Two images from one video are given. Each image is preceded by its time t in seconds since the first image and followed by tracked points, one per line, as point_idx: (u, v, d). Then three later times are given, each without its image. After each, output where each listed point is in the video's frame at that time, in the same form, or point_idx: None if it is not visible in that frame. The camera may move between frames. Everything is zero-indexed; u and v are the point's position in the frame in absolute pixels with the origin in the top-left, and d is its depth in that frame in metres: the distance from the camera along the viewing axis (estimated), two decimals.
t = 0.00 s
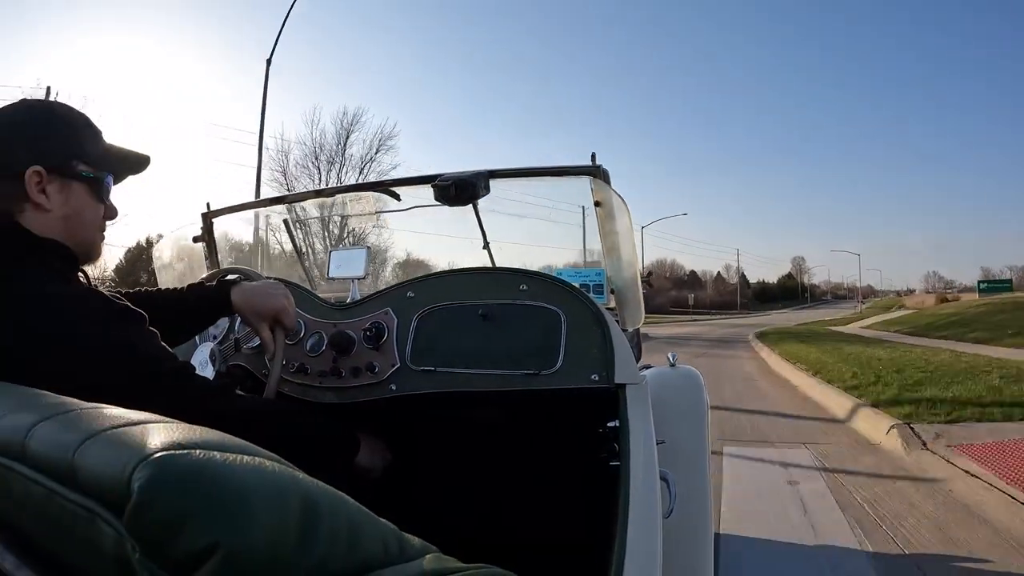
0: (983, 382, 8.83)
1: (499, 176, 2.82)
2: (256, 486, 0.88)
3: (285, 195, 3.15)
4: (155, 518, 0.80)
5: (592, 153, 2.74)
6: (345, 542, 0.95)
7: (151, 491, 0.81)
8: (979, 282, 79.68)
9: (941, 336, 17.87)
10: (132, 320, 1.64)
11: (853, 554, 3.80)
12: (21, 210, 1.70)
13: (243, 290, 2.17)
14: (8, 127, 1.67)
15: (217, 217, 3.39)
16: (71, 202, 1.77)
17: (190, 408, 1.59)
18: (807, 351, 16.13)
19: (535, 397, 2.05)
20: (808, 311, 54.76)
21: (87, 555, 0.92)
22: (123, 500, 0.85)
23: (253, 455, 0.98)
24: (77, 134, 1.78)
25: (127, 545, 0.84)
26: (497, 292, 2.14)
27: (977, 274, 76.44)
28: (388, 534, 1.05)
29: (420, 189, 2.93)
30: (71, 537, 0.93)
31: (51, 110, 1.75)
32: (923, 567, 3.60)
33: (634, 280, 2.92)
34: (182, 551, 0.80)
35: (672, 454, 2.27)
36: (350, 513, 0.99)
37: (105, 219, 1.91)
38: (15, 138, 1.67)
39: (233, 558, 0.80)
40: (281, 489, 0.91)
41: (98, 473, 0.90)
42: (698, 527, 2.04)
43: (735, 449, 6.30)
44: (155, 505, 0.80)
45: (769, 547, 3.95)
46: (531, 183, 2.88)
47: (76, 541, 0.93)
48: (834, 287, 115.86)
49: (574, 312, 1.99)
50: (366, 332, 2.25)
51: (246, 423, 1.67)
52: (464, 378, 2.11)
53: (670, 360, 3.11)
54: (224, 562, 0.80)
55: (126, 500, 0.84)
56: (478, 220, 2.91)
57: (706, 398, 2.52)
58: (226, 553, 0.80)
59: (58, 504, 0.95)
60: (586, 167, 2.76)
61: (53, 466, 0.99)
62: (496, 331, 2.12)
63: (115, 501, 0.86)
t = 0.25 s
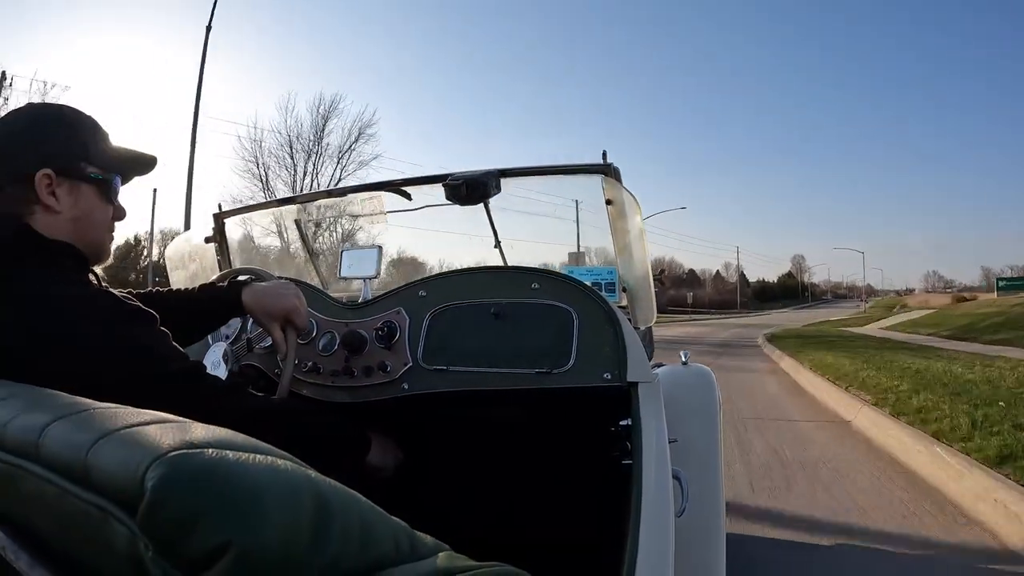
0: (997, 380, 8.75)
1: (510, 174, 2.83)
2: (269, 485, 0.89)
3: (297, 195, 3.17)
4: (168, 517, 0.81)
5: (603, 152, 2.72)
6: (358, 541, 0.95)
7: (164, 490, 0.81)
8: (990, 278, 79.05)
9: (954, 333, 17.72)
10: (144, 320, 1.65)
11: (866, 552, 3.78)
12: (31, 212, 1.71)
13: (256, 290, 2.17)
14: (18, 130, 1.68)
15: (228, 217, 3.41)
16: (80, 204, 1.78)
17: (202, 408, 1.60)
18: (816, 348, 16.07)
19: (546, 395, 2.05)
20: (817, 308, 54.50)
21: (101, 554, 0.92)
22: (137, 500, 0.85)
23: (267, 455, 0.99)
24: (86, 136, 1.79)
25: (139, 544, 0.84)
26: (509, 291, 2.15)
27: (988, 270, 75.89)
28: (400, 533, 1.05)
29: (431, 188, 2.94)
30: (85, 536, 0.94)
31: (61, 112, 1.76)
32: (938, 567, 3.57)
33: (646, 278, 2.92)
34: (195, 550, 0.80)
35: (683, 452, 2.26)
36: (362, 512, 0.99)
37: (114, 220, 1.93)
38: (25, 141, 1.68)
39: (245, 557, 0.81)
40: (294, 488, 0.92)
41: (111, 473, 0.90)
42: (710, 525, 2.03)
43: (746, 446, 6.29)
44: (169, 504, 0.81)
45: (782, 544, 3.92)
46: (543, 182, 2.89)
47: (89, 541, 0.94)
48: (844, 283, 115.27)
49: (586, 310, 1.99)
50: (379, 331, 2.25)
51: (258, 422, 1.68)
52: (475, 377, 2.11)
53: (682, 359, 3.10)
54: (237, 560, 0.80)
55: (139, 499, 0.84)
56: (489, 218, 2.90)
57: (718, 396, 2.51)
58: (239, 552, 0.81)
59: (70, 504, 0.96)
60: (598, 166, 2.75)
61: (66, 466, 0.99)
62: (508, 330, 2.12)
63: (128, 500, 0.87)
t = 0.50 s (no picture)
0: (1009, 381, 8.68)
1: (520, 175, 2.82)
2: (279, 484, 0.89)
3: (307, 196, 3.17)
4: (178, 516, 0.81)
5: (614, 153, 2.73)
6: (368, 540, 0.95)
7: (175, 489, 0.82)
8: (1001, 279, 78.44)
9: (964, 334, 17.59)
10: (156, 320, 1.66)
11: (878, 553, 3.76)
12: (44, 213, 1.73)
13: (267, 289, 2.18)
14: (31, 132, 1.70)
15: (239, 218, 3.41)
16: (93, 205, 1.80)
17: (213, 408, 1.61)
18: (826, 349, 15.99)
19: (556, 395, 2.05)
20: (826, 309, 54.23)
21: (112, 553, 0.93)
22: (148, 499, 0.85)
23: (278, 454, 0.99)
24: (98, 138, 1.80)
25: (150, 543, 0.85)
26: (520, 292, 2.15)
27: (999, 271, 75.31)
28: (411, 533, 1.05)
29: (442, 189, 2.94)
30: (98, 535, 0.94)
31: (72, 114, 1.77)
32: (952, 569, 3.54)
33: (657, 279, 2.88)
34: (206, 549, 0.81)
35: (694, 453, 2.25)
36: (372, 512, 1.00)
37: (126, 221, 1.94)
38: (37, 144, 1.70)
39: (256, 556, 0.81)
40: (304, 487, 0.92)
41: (122, 473, 0.91)
42: (720, 527, 2.03)
43: (755, 447, 6.27)
44: (179, 503, 0.81)
45: (794, 545, 3.90)
46: (555, 182, 2.89)
47: (101, 539, 0.94)
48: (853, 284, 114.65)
49: (597, 311, 1.99)
50: (389, 332, 2.26)
51: (269, 421, 1.68)
52: (485, 377, 2.12)
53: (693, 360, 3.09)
54: (248, 559, 0.81)
55: (150, 499, 0.85)
56: (499, 218, 2.92)
57: (728, 397, 2.50)
58: (250, 551, 0.81)
59: (83, 503, 0.96)
60: (609, 166, 2.74)
61: (78, 465, 1.00)
62: (519, 330, 2.13)
63: (139, 500, 0.87)
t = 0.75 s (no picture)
0: None
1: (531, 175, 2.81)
2: (289, 484, 0.89)
3: (318, 197, 3.20)
4: (189, 515, 0.81)
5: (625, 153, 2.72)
6: (377, 541, 0.95)
7: (186, 489, 0.82)
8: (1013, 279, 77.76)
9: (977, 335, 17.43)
10: (169, 320, 1.67)
11: (890, 555, 3.73)
12: (58, 215, 1.74)
13: (279, 290, 2.19)
14: (45, 135, 1.71)
15: (251, 219, 3.46)
16: (106, 206, 1.81)
17: (224, 408, 1.61)
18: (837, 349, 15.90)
19: (566, 396, 2.04)
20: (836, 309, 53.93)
21: (124, 552, 0.93)
22: (159, 498, 0.86)
23: (289, 455, 0.99)
24: (111, 139, 1.81)
25: (160, 543, 0.85)
26: (531, 292, 2.15)
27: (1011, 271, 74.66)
28: (421, 534, 1.05)
29: (452, 190, 2.95)
30: (109, 535, 0.95)
31: (86, 115, 1.79)
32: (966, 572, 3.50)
33: (668, 280, 2.86)
34: (216, 548, 0.81)
35: (705, 455, 2.24)
36: (382, 513, 1.00)
37: (139, 221, 1.95)
38: (51, 145, 1.71)
39: (266, 556, 0.82)
40: (315, 488, 0.92)
41: (134, 472, 0.91)
42: (731, 529, 2.02)
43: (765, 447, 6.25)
44: (190, 502, 0.82)
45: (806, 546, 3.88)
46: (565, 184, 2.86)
47: (113, 538, 0.95)
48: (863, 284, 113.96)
49: (608, 311, 1.99)
50: (400, 333, 2.27)
51: (280, 421, 1.69)
52: (496, 377, 2.12)
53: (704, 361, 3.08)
54: (258, 559, 0.81)
55: (161, 498, 0.85)
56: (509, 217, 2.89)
57: (739, 399, 2.49)
58: (260, 551, 0.81)
59: (95, 503, 0.97)
60: (619, 167, 2.72)
61: (90, 464, 1.01)
62: (530, 331, 2.13)
63: (151, 499, 0.87)
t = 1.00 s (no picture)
0: None
1: (537, 174, 2.81)
2: (297, 481, 0.90)
3: (324, 195, 3.21)
4: (196, 512, 0.82)
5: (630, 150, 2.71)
6: (383, 539, 0.95)
7: (192, 486, 0.82)
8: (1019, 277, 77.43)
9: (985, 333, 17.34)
10: (175, 318, 1.68)
11: (896, 552, 3.72)
12: (62, 213, 1.75)
13: (285, 286, 2.20)
14: (49, 134, 1.72)
15: (257, 217, 3.47)
16: (110, 204, 1.81)
17: (228, 407, 1.61)
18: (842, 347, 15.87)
19: (572, 394, 2.04)
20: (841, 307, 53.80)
21: (131, 549, 0.94)
22: (166, 495, 0.86)
23: (295, 452, 1.00)
24: (115, 138, 1.82)
25: (167, 539, 0.86)
26: (538, 290, 2.16)
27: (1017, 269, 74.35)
28: (426, 531, 1.05)
29: (459, 188, 2.94)
30: (115, 532, 0.95)
31: (89, 114, 1.79)
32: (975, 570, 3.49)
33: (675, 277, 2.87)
34: (223, 545, 0.81)
35: (710, 453, 2.24)
36: (387, 510, 1.00)
37: (143, 218, 1.96)
38: (55, 145, 1.72)
39: (272, 553, 0.82)
40: (322, 484, 0.92)
41: (141, 469, 0.92)
42: (737, 527, 2.01)
43: (770, 444, 6.24)
44: (198, 498, 0.82)
45: (812, 543, 3.87)
46: (571, 181, 2.86)
47: (120, 535, 0.95)
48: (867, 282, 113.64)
49: (614, 309, 1.99)
50: (407, 330, 2.27)
51: (286, 418, 1.69)
52: (502, 375, 2.12)
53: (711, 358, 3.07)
54: (264, 556, 0.81)
55: (168, 495, 0.85)
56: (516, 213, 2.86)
57: (745, 397, 2.49)
58: (265, 548, 0.81)
59: (101, 499, 0.97)
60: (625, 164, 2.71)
61: (97, 461, 1.01)
62: (536, 329, 2.13)
63: (157, 496, 0.88)
